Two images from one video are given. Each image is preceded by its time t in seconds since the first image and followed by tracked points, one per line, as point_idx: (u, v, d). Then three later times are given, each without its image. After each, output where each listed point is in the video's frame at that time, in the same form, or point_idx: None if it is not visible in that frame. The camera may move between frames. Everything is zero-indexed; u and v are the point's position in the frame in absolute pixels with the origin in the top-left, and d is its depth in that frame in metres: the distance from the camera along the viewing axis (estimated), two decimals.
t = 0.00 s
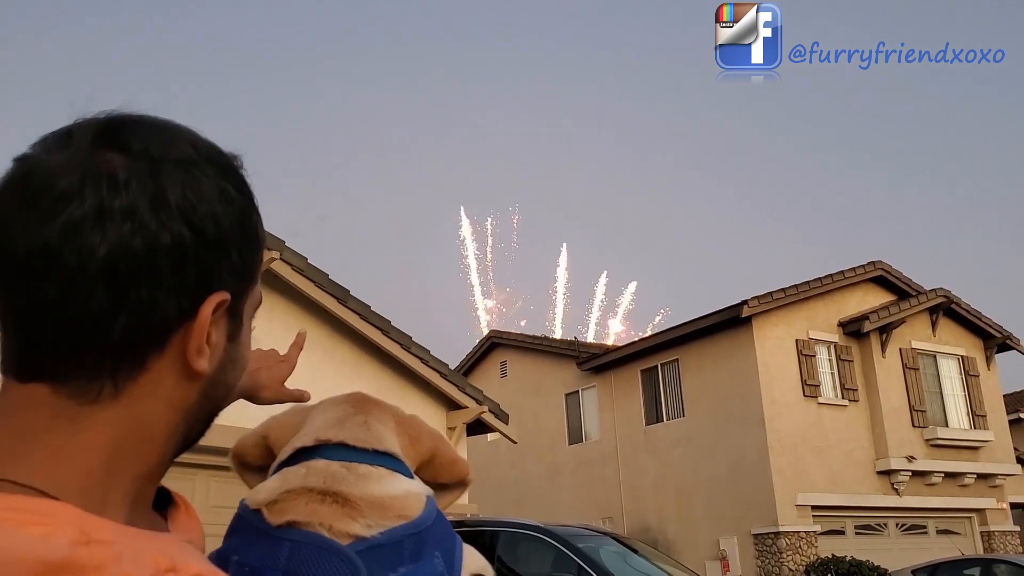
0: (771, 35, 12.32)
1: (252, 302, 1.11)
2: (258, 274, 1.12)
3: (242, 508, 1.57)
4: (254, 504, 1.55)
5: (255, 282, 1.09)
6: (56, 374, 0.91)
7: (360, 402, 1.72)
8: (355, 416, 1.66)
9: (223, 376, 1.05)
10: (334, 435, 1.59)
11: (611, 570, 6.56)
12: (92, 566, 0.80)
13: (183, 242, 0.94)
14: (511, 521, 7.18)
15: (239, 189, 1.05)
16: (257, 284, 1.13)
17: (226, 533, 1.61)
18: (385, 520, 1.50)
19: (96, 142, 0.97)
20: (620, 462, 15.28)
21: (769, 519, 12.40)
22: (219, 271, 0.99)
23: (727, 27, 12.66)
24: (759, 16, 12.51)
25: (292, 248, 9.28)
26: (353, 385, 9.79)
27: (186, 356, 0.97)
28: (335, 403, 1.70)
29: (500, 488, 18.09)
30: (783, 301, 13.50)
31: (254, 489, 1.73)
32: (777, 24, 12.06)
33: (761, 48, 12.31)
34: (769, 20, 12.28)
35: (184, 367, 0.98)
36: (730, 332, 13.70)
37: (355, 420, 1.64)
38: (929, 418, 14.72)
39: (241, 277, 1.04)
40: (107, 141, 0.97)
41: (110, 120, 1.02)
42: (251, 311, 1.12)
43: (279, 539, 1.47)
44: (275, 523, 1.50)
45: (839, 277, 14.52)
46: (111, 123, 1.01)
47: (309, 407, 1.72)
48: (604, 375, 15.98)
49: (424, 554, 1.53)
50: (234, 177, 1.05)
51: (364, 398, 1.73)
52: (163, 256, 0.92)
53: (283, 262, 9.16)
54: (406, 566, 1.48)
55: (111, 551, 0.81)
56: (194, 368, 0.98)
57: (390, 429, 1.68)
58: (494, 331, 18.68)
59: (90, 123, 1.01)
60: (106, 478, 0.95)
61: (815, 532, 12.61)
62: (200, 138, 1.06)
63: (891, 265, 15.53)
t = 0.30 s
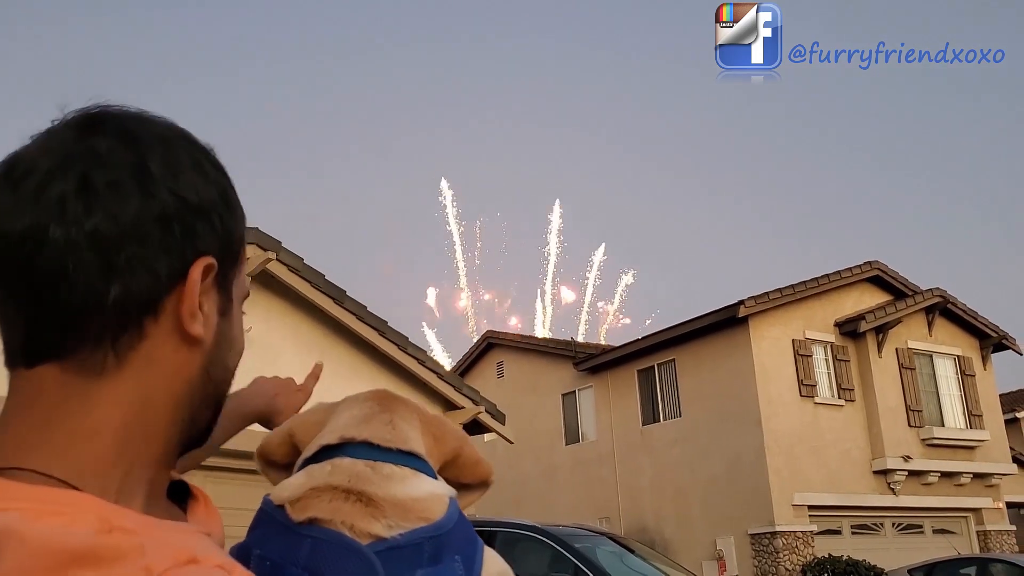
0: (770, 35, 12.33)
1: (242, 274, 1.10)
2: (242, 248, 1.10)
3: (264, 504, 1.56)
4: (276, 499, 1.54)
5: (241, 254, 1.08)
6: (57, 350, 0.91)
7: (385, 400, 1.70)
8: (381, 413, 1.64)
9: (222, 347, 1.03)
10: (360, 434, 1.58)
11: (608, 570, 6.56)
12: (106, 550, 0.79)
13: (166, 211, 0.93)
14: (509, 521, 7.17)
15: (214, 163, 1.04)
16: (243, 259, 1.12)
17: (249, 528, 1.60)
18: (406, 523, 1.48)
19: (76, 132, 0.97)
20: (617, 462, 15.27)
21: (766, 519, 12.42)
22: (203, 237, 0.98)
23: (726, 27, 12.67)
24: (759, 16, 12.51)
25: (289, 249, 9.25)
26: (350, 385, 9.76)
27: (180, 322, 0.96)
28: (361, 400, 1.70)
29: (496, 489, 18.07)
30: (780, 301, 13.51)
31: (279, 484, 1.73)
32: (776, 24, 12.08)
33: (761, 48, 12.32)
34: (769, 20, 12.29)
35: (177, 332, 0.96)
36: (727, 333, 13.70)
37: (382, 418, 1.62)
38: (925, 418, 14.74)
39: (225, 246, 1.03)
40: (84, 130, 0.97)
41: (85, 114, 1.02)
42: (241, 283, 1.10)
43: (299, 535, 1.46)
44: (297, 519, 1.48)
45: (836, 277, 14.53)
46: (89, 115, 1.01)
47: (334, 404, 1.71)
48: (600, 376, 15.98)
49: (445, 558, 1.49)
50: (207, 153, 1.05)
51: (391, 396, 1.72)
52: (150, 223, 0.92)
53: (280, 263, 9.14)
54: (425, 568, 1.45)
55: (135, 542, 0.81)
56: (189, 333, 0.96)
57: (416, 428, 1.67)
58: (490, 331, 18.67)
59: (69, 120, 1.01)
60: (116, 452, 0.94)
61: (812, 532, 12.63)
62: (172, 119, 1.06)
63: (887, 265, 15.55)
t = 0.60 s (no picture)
0: (770, 35, 12.33)
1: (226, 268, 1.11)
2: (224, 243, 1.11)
3: (275, 505, 1.55)
4: (287, 500, 1.54)
5: (225, 248, 1.09)
6: (56, 352, 0.91)
7: (402, 401, 1.70)
8: (396, 416, 1.65)
9: (215, 340, 1.04)
10: (374, 437, 1.58)
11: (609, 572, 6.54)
12: (118, 548, 0.77)
13: (155, 205, 0.94)
14: (510, 524, 7.16)
15: (194, 158, 1.06)
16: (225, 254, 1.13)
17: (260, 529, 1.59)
18: (417, 525, 1.47)
19: (55, 135, 0.97)
20: (616, 464, 15.26)
21: (766, 520, 12.42)
22: (192, 230, 0.99)
23: (726, 27, 12.68)
24: (759, 16, 12.51)
25: (287, 251, 9.24)
26: (349, 388, 9.76)
27: (177, 315, 0.97)
28: (377, 401, 1.70)
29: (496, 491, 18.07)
30: (779, 303, 13.51)
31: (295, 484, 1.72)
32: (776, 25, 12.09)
33: (762, 48, 12.33)
34: (769, 19, 12.30)
35: (175, 327, 0.97)
36: (726, 334, 13.71)
37: (397, 421, 1.63)
38: (924, 419, 14.74)
39: (212, 239, 1.04)
40: (62, 133, 0.98)
41: (61, 119, 1.02)
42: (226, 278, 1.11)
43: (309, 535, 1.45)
44: (307, 519, 1.46)
45: (835, 278, 14.53)
46: (66, 119, 1.01)
47: (351, 406, 1.71)
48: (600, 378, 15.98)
49: (455, 562, 1.48)
50: (185, 148, 1.06)
51: (407, 397, 1.72)
52: (140, 220, 0.93)
53: (278, 264, 9.13)
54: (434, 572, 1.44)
55: (147, 537, 0.79)
56: (187, 325, 0.97)
57: (432, 430, 1.67)
58: (490, 333, 18.67)
59: (47, 125, 1.01)
60: (122, 452, 0.94)
61: (811, 533, 12.63)
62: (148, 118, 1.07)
63: (886, 266, 15.55)
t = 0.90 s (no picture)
0: (770, 35, 12.38)
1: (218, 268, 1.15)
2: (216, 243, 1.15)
3: (260, 506, 1.59)
4: (274, 502, 1.56)
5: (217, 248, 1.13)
6: (52, 359, 0.93)
7: (390, 398, 1.74)
8: (385, 413, 1.68)
9: (209, 339, 1.10)
10: (361, 437, 1.60)
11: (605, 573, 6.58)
12: (103, 540, 0.79)
13: (150, 212, 0.98)
14: (507, 525, 7.19)
15: (186, 157, 1.09)
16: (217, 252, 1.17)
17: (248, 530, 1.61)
18: (401, 523, 1.49)
19: (44, 140, 0.99)
20: (614, 465, 15.30)
21: (763, 521, 12.46)
22: (186, 235, 1.03)
23: (726, 26, 12.72)
24: (759, 16, 12.56)
25: (284, 253, 9.27)
26: (346, 391, 9.79)
27: (172, 318, 1.01)
28: (366, 398, 1.73)
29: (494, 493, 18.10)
30: (776, 304, 13.54)
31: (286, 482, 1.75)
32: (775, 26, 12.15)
33: (761, 48, 12.37)
34: (769, 19, 12.35)
35: (170, 331, 1.01)
36: (723, 336, 13.75)
37: (384, 420, 1.66)
38: (921, 420, 14.78)
39: (206, 240, 1.08)
40: (52, 137, 1.00)
41: (49, 120, 1.04)
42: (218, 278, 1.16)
43: (295, 535, 1.47)
44: (293, 520, 1.49)
45: (831, 280, 14.57)
46: (54, 120, 1.03)
47: (341, 403, 1.75)
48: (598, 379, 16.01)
49: (439, 559, 1.50)
50: (178, 150, 1.09)
51: (395, 393, 1.76)
52: (135, 226, 0.96)
53: (275, 266, 9.16)
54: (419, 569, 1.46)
55: (134, 531, 0.82)
56: (183, 330, 1.02)
57: (420, 426, 1.70)
58: (488, 334, 18.72)
59: (33, 125, 1.03)
60: (114, 454, 0.98)
61: (808, 534, 12.67)
62: (137, 117, 1.10)
63: (883, 267, 15.60)
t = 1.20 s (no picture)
0: (770, 35, 12.41)
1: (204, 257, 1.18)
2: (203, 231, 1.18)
3: (231, 491, 1.58)
4: (243, 484, 1.56)
5: (202, 239, 1.16)
6: (37, 347, 0.96)
7: (369, 386, 1.77)
8: (362, 399, 1.71)
9: (195, 325, 1.12)
10: (336, 417, 1.62)
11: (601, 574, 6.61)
12: (69, 515, 0.81)
13: (131, 204, 1.01)
14: (502, 526, 7.21)
15: (168, 148, 1.12)
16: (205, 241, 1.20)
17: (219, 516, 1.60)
18: (370, 497, 1.47)
19: (27, 132, 1.02)
20: (610, 466, 15.31)
21: (760, 522, 12.47)
22: (168, 227, 1.06)
23: (726, 27, 12.75)
24: (759, 16, 12.60)
25: (280, 255, 9.29)
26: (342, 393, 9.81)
27: (156, 309, 1.04)
28: (345, 386, 1.76)
29: (490, 495, 18.10)
30: (771, 305, 13.57)
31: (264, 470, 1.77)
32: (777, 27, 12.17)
33: (761, 48, 12.40)
34: (769, 19, 12.38)
35: (153, 320, 1.04)
36: (718, 336, 13.78)
37: (362, 403, 1.68)
38: (916, 421, 14.82)
39: (188, 231, 1.11)
40: (38, 129, 1.03)
41: (35, 110, 1.07)
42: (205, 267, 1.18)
43: (263, 517, 1.46)
44: (260, 499, 1.49)
45: (827, 281, 14.61)
46: (40, 110, 1.06)
47: (322, 392, 1.77)
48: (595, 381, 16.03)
49: (409, 532, 1.48)
50: (162, 141, 1.12)
51: (374, 382, 1.79)
52: (116, 219, 0.99)
53: (271, 269, 9.19)
54: (388, 542, 1.44)
55: (100, 508, 0.84)
56: (166, 319, 1.05)
57: (398, 413, 1.73)
58: (484, 337, 18.76)
59: (15, 116, 1.06)
60: (98, 437, 1.01)
61: (804, 535, 12.69)
62: (118, 108, 1.13)
63: (878, 268, 15.65)
